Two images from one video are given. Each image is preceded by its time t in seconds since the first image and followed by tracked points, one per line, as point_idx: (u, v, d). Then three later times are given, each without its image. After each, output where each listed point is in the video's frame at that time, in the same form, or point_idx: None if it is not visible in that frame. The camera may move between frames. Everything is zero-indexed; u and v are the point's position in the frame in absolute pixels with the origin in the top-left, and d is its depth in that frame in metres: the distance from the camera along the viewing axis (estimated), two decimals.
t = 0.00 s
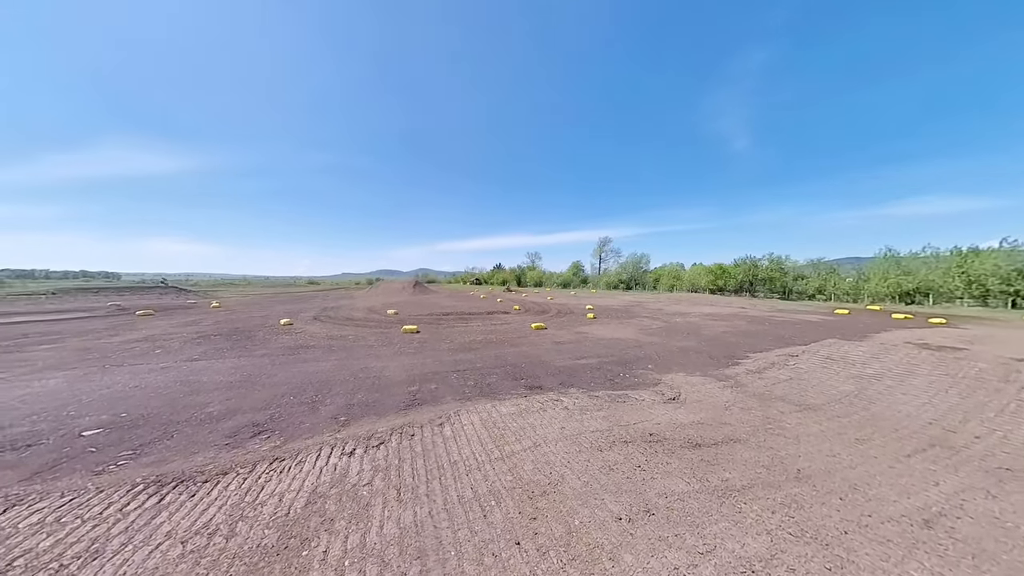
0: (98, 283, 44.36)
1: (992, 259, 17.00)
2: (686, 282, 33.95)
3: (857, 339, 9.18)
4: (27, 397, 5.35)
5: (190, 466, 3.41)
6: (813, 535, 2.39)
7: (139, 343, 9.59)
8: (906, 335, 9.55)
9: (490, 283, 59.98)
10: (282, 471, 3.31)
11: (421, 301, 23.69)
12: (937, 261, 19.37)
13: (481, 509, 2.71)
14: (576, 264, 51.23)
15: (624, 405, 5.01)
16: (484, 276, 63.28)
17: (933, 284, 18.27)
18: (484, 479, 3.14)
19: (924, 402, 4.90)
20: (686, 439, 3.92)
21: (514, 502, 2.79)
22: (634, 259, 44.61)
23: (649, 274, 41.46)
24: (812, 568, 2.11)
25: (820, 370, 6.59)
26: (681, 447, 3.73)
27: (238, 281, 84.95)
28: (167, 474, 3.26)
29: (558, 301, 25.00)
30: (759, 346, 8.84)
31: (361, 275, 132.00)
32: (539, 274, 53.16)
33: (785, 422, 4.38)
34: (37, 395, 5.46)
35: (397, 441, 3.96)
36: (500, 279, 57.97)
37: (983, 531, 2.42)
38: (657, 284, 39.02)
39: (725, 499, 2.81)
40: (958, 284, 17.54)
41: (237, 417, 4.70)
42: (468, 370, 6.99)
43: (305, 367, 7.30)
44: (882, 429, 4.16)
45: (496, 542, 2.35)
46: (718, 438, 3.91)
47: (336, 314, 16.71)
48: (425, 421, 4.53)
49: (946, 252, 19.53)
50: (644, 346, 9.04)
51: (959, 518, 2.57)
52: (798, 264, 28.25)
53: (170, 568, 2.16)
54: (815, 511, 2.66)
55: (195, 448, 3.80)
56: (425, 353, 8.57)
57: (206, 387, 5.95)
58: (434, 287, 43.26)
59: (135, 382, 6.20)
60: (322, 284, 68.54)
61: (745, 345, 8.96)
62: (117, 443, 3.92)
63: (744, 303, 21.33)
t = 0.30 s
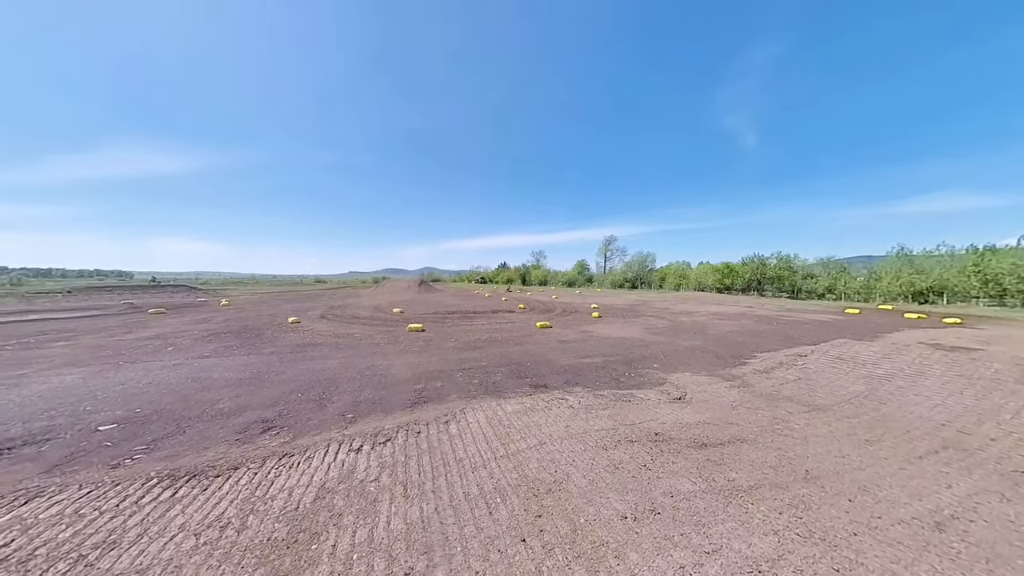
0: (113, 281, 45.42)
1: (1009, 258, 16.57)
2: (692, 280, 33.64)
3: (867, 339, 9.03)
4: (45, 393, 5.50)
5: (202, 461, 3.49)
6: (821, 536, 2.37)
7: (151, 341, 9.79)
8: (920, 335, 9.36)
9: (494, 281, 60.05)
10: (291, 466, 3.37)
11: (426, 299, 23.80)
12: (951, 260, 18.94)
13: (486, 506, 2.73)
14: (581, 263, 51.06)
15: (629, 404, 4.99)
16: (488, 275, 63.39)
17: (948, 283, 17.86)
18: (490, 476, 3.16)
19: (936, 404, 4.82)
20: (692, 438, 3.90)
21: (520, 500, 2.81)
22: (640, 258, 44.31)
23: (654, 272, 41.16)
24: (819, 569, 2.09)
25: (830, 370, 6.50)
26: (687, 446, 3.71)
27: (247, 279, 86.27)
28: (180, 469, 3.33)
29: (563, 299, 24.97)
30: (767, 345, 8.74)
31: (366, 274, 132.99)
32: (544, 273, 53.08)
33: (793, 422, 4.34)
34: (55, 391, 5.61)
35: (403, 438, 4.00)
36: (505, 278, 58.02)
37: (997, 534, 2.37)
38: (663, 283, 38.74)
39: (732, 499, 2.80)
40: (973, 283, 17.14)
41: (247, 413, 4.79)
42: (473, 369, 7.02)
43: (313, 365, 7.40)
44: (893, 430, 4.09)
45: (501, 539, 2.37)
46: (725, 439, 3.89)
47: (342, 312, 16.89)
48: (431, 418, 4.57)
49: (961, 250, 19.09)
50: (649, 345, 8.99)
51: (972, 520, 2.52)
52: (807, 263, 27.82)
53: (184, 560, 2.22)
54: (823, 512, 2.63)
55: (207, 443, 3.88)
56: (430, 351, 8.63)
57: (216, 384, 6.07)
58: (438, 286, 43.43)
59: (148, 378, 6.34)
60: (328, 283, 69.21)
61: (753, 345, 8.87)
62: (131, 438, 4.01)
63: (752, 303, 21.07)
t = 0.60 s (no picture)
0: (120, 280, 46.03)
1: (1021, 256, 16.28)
2: (696, 279, 33.42)
3: (874, 339, 8.94)
4: (57, 389, 5.60)
5: (210, 457, 3.54)
6: (826, 536, 2.36)
7: (159, 338, 9.93)
8: (928, 335, 9.24)
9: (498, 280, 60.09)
10: (297, 463, 3.41)
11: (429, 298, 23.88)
12: (962, 258, 18.64)
13: (490, 503, 2.74)
14: (584, 262, 50.94)
15: (633, 403, 4.98)
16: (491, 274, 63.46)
17: (957, 282, 17.61)
18: (493, 474, 3.18)
19: (945, 404, 4.76)
20: (696, 438, 3.89)
21: (522, 497, 2.82)
22: (644, 257, 44.10)
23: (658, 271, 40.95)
24: (824, 569, 2.08)
25: (835, 370, 6.45)
26: (691, 445, 3.70)
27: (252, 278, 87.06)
28: (189, 464, 3.38)
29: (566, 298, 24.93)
30: (772, 345, 8.67)
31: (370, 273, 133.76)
32: (547, 272, 52.99)
33: (798, 422, 4.31)
34: (66, 387, 5.71)
35: (407, 435, 4.03)
36: (508, 276, 57.99)
37: (1007, 536, 2.34)
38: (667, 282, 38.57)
39: (735, 499, 2.79)
40: (983, 282, 16.88)
41: (253, 410, 4.84)
42: (476, 367, 7.04)
43: (318, 363, 7.47)
44: (900, 430, 4.05)
45: (504, 536, 2.38)
46: (730, 438, 3.87)
47: (346, 310, 17.00)
48: (435, 416, 4.59)
49: (971, 249, 18.80)
50: (653, 344, 8.96)
51: (981, 522, 2.49)
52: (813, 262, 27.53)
53: (194, 554, 2.25)
54: (828, 512, 2.62)
55: (214, 440, 3.93)
56: (434, 349, 8.67)
57: (223, 381, 6.14)
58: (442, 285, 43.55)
59: (157, 375, 6.43)
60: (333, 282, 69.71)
61: (758, 344, 8.81)
62: (140, 434, 4.08)
63: (757, 301, 20.88)
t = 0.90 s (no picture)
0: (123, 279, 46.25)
1: None
2: (698, 278, 33.30)
3: (876, 338, 8.90)
4: (61, 387, 5.64)
5: (212, 455, 3.55)
6: (827, 536, 2.35)
7: (161, 337, 9.97)
8: (931, 334, 9.19)
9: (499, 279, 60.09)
10: (297, 461, 3.42)
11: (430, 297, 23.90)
12: (965, 257, 18.52)
13: (490, 502, 2.75)
14: (585, 261, 50.89)
15: (633, 402, 4.97)
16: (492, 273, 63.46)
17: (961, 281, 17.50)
18: (493, 473, 3.18)
19: (947, 404, 4.73)
20: (696, 437, 3.88)
21: (522, 496, 2.82)
22: (645, 255, 44.02)
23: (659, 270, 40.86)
24: (825, 569, 2.08)
25: (837, 369, 6.43)
26: (691, 445, 3.69)
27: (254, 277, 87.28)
28: (190, 462, 3.40)
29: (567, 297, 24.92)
30: (774, 344, 8.65)
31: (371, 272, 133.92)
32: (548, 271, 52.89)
33: (800, 421, 4.30)
34: (69, 386, 5.74)
35: (408, 434, 4.04)
36: (509, 275, 57.98)
37: (1009, 536, 2.33)
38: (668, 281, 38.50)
39: (735, 498, 2.79)
40: (988, 281, 16.75)
41: (255, 409, 4.86)
42: (477, 366, 7.05)
43: (319, 361, 7.49)
44: (902, 430, 4.03)
45: (504, 535, 2.39)
46: (730, 437, 3.86)
47: (347, 309, 17.02)
48: (435, 415, 4.59)
49: (974, 248, 18.68)
50: (654, 343, 8.95)
51: (983, 522, 2.48)
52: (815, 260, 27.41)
53: (195, 551, 2.27)
54: (829, 511, 2.61)
55: (215, 438, 3.95)
56: (435, 348, 8.68)
57: (225, 379, 6.17)
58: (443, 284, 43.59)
59: (159, 374, 6.46)
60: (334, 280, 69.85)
61: (759, 343, 8.79)
62: (143, 432, 4.10)
63: (758, 300, 20.82)
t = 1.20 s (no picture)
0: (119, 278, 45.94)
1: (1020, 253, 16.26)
2: (695, 277, 33.47)
3: (873, 337, 8.96)
4: (56, 387, 5.60)
5: (208, 455, 3.53)
6: (823, 534, 2.36)
7: (158, 337, 9.92)
8: (927, 333, 9.25)
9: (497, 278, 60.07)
10: (294, 461, 3.40)
11: (429, 296, 23.90)
12: (961, 256, 18.63)
13: (487, 501, 2.74)
14: (584, 260, 50.97)
15: (631, 401, 4.98)
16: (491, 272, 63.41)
17: (956, 280, 17.61)
18: (491, 472, 3.18)
19: (942, 402, 4.77)
20: (694, 436, 3.89)
21: (520, 496, 2.82)
22: (643, 255, 44.09)
23: (658, 269, 40.95)
24: (821, 567, 2.08)
25: (833, 367, 6.46)
26: (689, 444, 3.71)
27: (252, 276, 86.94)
28: (186, 463, 3.38)
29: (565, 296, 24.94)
30: (771, 343, 8.68)
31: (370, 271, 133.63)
32: (547, 270, 52.89)
33: (797, 420, 4.32)
34: (63, 386, 5.70)
35: (405, 433, 4.03)
36: (507, 275, 58.00)
37: (1003, 534, 2.35)
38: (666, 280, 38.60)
39: (733, 497, 2.79)
40: (983, 280, 16.88)
41: (252, 409, 4.84)
42: (475, 365, 7.04)
43: (317, 361, 7.46)
44: (898, 428, 4.06)
45: (502, 534, 2.38)
46: (728, 436, 3.87)
47: (345, 309, 16.95)
48: (433, 415, 4.58)
49: (970, 247, 18.80)
50: (652, 343, 8.98)
51: (978, 520, 2.50)
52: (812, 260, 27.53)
53: (190, 552, 2.25)
54: (826, 510, 2.62)
55: (212, 438, 3.92)
56: (433, 348, 8.66)
57: (221, 379, 6.14)
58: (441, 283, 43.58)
59: (155, 374, 6.42)
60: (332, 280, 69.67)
61: (756, 342, 8.83)
62: (138, 433, 4.07)
63: (756, 299, 20.90)
